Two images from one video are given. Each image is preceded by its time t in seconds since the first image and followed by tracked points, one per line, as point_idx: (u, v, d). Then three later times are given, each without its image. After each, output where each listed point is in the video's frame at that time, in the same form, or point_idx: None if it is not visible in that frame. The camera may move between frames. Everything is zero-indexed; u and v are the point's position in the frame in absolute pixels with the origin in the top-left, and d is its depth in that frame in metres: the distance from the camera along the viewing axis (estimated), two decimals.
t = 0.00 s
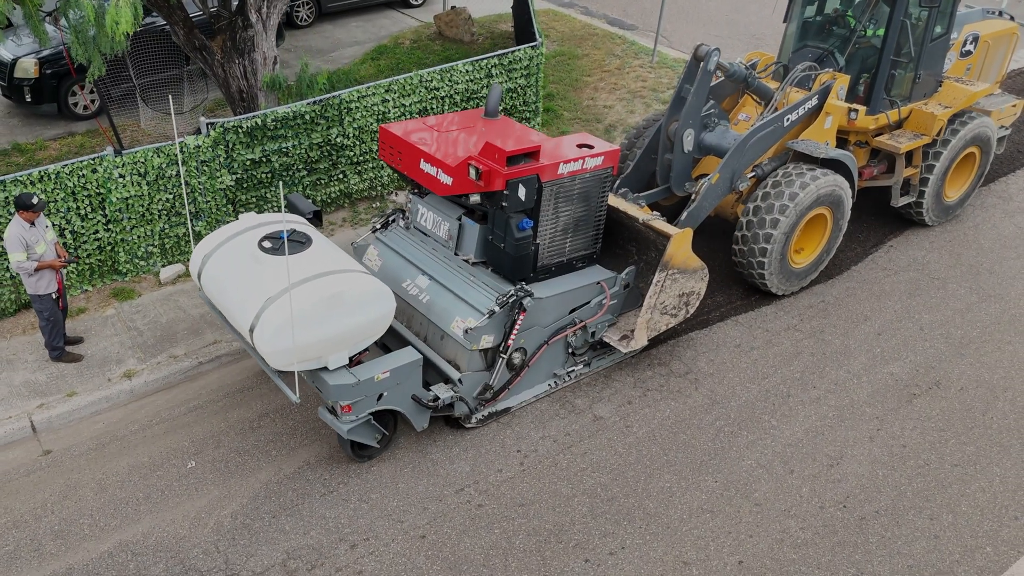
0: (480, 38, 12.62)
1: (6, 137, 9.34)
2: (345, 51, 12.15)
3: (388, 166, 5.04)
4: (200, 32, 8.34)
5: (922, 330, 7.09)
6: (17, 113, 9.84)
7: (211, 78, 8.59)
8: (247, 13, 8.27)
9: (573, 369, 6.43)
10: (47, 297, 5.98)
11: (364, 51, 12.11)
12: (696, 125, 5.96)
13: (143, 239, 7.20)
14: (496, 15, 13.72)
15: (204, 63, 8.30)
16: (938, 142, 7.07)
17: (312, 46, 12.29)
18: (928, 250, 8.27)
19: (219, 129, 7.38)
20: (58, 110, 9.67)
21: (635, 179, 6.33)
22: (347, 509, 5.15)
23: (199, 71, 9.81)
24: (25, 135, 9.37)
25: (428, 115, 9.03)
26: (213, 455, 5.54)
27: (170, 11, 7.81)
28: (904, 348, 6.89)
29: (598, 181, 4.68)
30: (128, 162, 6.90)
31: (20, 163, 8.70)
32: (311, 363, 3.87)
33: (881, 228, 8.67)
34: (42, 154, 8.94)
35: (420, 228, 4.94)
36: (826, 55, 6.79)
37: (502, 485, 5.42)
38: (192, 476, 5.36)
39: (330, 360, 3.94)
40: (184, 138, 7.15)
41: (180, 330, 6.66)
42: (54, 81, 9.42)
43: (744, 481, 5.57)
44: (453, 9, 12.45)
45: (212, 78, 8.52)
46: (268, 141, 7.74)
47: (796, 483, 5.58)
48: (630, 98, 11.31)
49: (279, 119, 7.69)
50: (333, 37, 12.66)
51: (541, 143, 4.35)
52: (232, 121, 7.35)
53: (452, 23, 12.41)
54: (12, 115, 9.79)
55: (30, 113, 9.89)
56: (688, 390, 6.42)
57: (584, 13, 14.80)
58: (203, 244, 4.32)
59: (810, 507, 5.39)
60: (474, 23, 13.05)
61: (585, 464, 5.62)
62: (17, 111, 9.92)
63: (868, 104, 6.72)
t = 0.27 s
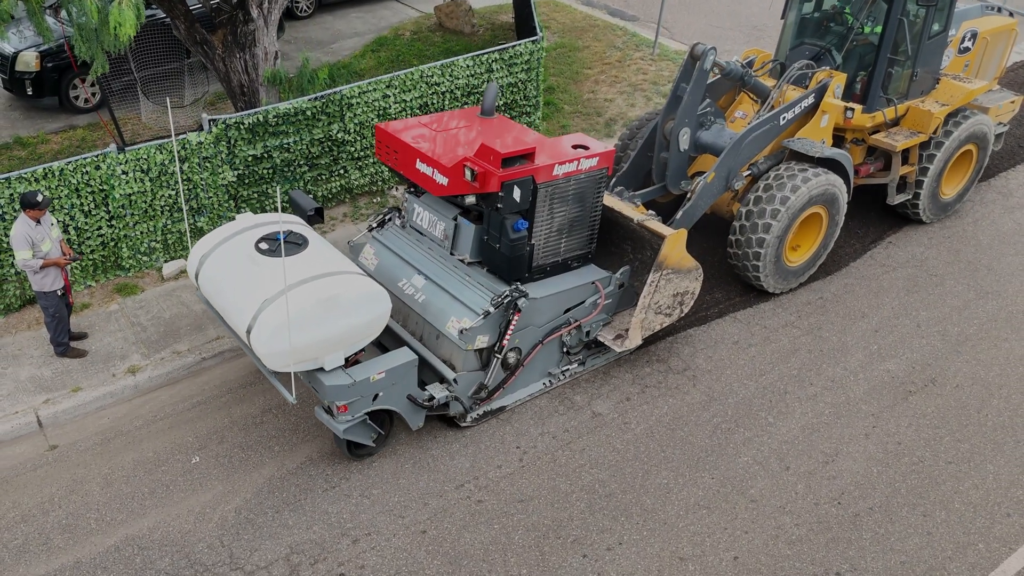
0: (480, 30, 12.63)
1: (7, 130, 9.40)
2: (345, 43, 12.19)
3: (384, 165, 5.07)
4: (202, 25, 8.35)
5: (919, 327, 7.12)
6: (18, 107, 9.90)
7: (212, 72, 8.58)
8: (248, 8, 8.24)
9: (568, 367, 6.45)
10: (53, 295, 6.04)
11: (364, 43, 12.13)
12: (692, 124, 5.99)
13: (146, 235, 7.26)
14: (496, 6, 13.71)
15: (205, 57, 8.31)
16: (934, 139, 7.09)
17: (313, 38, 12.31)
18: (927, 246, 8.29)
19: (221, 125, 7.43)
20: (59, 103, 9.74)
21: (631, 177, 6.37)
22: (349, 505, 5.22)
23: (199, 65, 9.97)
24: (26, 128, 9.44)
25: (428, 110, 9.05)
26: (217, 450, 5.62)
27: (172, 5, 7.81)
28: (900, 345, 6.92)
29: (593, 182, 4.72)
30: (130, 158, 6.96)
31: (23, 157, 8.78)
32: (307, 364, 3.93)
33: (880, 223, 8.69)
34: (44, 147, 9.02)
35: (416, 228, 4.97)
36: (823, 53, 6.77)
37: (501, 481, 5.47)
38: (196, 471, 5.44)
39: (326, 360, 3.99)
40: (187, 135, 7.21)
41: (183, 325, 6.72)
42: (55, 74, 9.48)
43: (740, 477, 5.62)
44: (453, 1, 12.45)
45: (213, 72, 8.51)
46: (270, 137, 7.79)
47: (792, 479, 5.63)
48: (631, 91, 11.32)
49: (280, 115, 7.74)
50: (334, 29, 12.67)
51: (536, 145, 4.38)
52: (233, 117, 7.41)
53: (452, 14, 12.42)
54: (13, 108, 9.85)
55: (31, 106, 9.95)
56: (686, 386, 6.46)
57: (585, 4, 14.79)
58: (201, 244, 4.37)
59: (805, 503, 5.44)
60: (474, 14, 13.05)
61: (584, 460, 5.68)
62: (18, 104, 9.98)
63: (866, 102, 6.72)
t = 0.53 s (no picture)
0: (481, 21, 12.63)
1: (8, 124, 9.46)
2: (345, 34, 12.21)
3: (380, 165, 5.10)
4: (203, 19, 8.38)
5: (915, 323, 7.16)
6: (18, 100, 9.96)
7: (213, 66, 8.58)
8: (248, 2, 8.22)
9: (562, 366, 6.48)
10: (57, 292, 6.08)
11: (364, 36, 12.14)
12: (687, 123, 6.01)
13: (148, 231, 7.31)
14: None
15: (205, 50, 8.32)
16: (930, 138, 7.12)
17: (313, 30, 12.32)
18: (925, 242, 8.31)
19: (223, 122, 7.49)
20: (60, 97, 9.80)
21: (625, 175, 6.40)
22: (349, 501, 5.28)
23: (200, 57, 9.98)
24: (27, 122, 9.50)
25: (428, 105, 9.07)
26: (219, 446, 5.68)
27: None
28: (896, 342, 6.95)
29: (587, 183, 4.76)
30: (133, 155, 7.01)
31: (24, 151, 8.85)
32: (303, 365, 3.98)
33: (879, 219, 8.70)
34: (45, 141, 9.08)
35: (411, 227, 5.01)
36: (820, 50, 6.75)
37: (500, 477, 5.53)
38: (199, 467, 5.50)
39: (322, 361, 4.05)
40: (188, 132, 7.26)
41: (186, 321, 6.77)
42: (55, 68, 9.54)
43: (736, 474, 5.66)
44: None
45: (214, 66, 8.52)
46: (271, 133, 7.84)
47: (787, 476, 5.67)
48: (631, 85, 11.32)
49: (281, 112, 7.79)
50: (334, 21, 12.68)
51: (530, 147, 4.42)
52: (235, 114, 7.46)
53: (452, 5, 12.43)
54: (14, 102, 9.90)
55: (32, 99, 10.01)
56: (683, 383, 6.50)
57: None
58: (197, 246, 4.42)
59: (799, 500, 5.48)
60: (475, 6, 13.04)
61: (581, 457, 5.73)
62: (19, 97, 10.02)
63: (861, 100, 6.73)
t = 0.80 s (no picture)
0: (480, 13, 12.63)
1: (9, 117, 9.52)
2: (345, 27, 12.22)
3: (375, 164, 5.13)
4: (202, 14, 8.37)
5: (911, 320, 7.19)
6: (19, 93, 10.01)
7: (213, 61, 8.57)
8: None
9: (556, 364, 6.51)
10: (60, 289, 6.14)
11: (364, 28, 12.15)
12: (681, 122, 6.04)
13: (149, 227, 7.35)
14: None
15: (205, 45, 8.30)
16: (925, 136, 7.15)
17: (313, 22, 12.32)
18: (923, 239, 8.34)
19: (223, 119, 7.53)
20: (60, 90, 9.89)
21: (620, 174, 6.44)
22: (349, 496, 5.34)
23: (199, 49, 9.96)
24: (27, 115, 9.55)
25: (428, 101, 9.09)
26: (221, 441, 5.74)
27: None
28: (892, 339, 6.99)
29: (581, 184, 4.80)
30: (134, 152, 7.05)
31: (25, 145, 8.90)
32: (298, 365, 4.04)
33: (877, 215, 8.72)
34: (45, 135, 9.14)
35: (406, 227, 5.04)
36: (815, 49, 6.81)
37: (498, 473, 5.58)
38: (202, 462, 5.57)
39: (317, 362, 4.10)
40: (189, 129, 7.30)
41: (188, 317, 6.82)
42: (55, 61, 9.64)
43: (730, 471, 5.71)
44: None
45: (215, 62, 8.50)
46: (271, 129, 7.89)
47: (781, 473, 5.72)
48: (631, 78, 11.34)
49: (281, 108, 7.84)
50: (334, 13, 12.68)
51: (524, 149, 4.46)
52: (235, 111, 7.51)
53: None
54: (14, 95, 9.95)
55: (32, 92, 10.05)
56: (680, 380, 6.55)
57: None
58: (194, 246, 4.46)
59: (793, 497, 5.53)
60: None
61: (578, 453, 5.78)
62: (19, 90, 10.07)
63: (857, 99, 6.74)
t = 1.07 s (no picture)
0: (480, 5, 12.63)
1: (9, 110, 9.55)
2: (344, 18, 12.22)
3: (369, 162, 5.15)
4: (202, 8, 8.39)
5: (906, 317, 7.23)
6: (18, 86, 10.03)
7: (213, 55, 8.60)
8: None
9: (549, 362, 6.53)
10: (62, 286, 6.18)
11: (363, 20, 12.15)
12: (676, 121, 6.07)
13: (150, 223, 7.39)
14: None
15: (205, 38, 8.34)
16: (920, 134, 7.17)
17: (312, 14, 12.33)
18: (920, 235, 8.36)
19: (223, 115, 7.58)
20: (60, 83, 9.91)
21: (615, 172, 6.47)
22: (349, 492, 5.40)
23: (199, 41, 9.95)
24: (27, 109, 9.58)
25: (427, 96, 9.11)
26: (222, 436, 5.80)
27: None
28: (887, 336, 7.02)
29: (574, 184, 4.83)
30: (135, 149, 7.09)
31: (25, 139, 8.95)
32: (293, 366, 4.09)
33: (875, 210, 8.74)
34: (45, 128, 9.18)
35: (400, 225, 5.08)
36: (811, 46, 6.76)
37: (495, 469, 5.63)
38: (204, 457, 5.63)
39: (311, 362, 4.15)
40: (190, 125, 7.34)
41: (189, 312, 6.87)
42: (55, 54, 9.68)
43: (725, 467, 5.76)
44: None
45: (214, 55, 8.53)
46: (271, 125, 7.92)
47: (775, 469, 5.77)
48: (630, 71, 11.35)
49: (281, 104, 7.88)
50: (334, 4, 12.67)
51: (517, 150, 4.49)
52: (235, 107, 7.55)
53: None
54: (14, 87, 9.98)
55: (31, 85, 10.07)
56: (676, 376, 6.59)
57: None
58: (189, 246, 4.50)
59: (786, 493, 5.58)
60: None
61: (575, 449, 5.83)
62: (19, 83, 10.09)
63: (852, 96, 6.75)
